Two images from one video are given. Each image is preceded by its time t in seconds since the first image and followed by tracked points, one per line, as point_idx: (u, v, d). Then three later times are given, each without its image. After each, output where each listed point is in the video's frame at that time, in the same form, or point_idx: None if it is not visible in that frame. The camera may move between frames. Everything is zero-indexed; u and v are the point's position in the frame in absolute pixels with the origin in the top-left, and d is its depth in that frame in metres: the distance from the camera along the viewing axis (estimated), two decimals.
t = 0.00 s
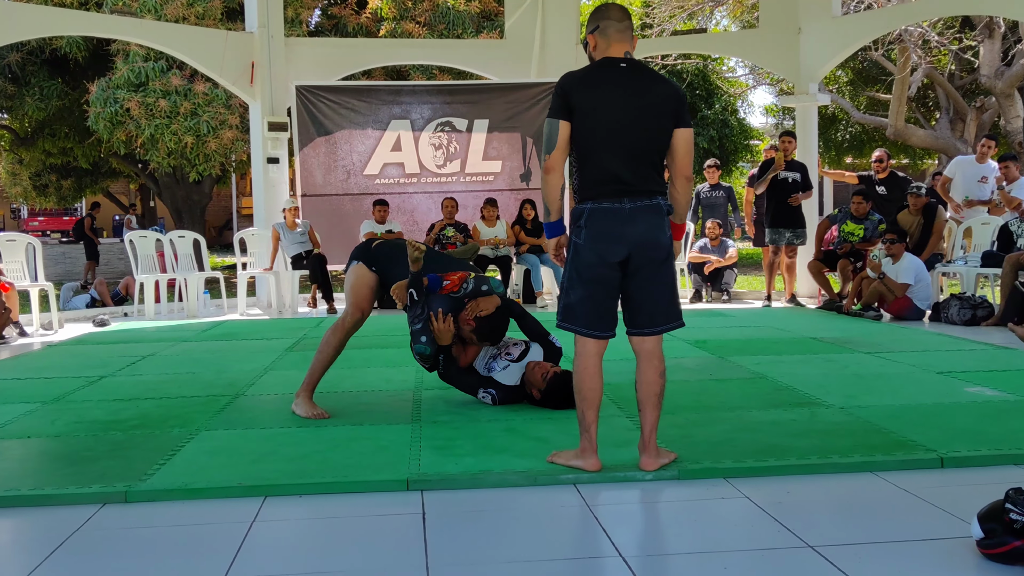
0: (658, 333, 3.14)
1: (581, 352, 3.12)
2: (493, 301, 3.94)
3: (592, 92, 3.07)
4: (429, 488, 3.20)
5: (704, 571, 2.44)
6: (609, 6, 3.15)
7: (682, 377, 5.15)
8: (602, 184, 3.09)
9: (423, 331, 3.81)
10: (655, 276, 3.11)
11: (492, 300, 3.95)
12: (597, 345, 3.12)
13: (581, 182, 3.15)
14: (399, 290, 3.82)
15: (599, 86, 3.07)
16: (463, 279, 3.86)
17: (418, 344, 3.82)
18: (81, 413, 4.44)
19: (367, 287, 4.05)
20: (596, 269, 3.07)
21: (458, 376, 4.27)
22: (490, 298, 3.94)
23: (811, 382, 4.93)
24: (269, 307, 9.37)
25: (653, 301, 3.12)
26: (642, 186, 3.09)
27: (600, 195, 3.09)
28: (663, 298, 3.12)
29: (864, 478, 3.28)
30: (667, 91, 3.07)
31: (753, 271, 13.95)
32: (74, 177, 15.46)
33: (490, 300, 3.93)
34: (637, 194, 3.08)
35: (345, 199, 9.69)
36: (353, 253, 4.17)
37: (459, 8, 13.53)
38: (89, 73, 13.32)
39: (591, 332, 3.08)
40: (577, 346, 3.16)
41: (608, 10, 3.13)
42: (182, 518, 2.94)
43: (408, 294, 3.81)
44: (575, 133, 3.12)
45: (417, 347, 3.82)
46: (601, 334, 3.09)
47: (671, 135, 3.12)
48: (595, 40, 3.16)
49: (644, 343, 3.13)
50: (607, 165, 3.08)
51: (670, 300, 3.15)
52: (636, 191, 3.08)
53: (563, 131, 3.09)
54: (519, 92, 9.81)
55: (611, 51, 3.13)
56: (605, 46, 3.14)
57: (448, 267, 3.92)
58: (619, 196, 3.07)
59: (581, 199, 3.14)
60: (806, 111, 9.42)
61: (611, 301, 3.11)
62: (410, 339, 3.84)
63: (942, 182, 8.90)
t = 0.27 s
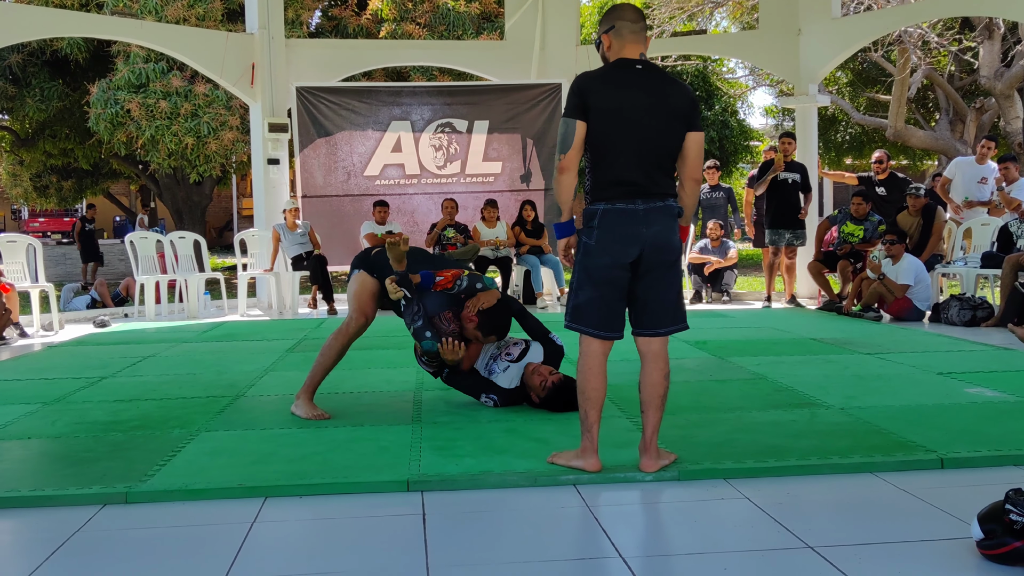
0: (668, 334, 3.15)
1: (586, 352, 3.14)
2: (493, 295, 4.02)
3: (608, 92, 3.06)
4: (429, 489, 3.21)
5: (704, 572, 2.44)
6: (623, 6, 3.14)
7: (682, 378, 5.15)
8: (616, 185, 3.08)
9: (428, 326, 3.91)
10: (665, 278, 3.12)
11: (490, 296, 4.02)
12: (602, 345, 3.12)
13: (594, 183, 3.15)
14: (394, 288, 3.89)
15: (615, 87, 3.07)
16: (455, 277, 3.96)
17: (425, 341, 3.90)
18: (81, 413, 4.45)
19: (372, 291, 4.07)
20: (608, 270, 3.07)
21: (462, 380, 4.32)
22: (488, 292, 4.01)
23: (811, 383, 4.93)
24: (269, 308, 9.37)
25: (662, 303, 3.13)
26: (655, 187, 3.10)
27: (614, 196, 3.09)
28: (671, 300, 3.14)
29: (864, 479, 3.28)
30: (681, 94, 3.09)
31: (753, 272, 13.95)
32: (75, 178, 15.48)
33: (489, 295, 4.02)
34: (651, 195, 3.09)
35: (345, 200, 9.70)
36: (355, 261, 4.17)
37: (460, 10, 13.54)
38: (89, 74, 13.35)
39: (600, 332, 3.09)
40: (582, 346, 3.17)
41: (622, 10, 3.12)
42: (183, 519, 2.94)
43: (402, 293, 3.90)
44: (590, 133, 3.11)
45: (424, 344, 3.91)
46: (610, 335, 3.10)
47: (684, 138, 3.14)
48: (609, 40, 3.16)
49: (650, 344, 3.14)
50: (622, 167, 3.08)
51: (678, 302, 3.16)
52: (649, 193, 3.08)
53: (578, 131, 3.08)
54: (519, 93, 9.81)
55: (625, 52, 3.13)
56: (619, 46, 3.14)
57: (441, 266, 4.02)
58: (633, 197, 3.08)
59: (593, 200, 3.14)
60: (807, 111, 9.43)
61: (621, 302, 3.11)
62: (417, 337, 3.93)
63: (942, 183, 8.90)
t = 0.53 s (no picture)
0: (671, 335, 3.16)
1: (590, 352, 3.14)
2: (520, 307, 4.04)
3: (615, 93, 3.06)
4: (429, 489, 3.20)
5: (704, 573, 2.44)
6: (630, 7, 3.15)
7: (682, 379, 5.15)
8: (622, 185, 3.08)
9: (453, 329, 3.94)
10: (669, 279, 3.13)
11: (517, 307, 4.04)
12: (606, 345, 3.12)
13: (599, 182, 3.15)
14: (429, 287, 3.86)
15: (621, 87, 3.07)
16: (485, 283, 3.97)
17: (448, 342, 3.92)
18: (81, 414, 4.45)
19: (388, 302, 4.10)
20: (615, 271, 3.07)
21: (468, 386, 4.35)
22: (515, 303, 4.03)
23: (811, 384, 4.93)
24: (269, 309, 9.37)
25: (666, 304, 3.13)
26: (661, 188, 3.10)
27: (619, 196, 3.09)
28: (675, 302, 3.14)
29: (865, 480, 3.28)
30: (689, 96, 3.10)
31: (753, 273, 13.94)
32: (75, 178, 15.47)
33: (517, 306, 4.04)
34: (657, 196, 3.09)
35: (345, 201, 9.70)
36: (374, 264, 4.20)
37: (460, 10, 13.54)
38: (89, 74, 13.36)
39: (605, 333, 3.09)
40: (586, 346, 3.16)
41: (630, 11, 3.12)
42: (183, 519, 2.94)
43: (434, 292, 3.89)
44: (596, 132, 3.11)
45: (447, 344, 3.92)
46: (614, 336, 3.10)
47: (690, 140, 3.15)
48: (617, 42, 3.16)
49: (654, 345, 3.13)
50: (629, 167, 3.08)
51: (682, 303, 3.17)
52: (655, 193, 3.08)
53: (585, 130, 3.08)
54: (519, 94, 9.81)
55: (633, 53, 3.14)
56: (626, 47, 3.14)
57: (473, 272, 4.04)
58: (639, 198, 3.07)
59: (599, 200, 3.14)
60: (807, 112, 9.43)
61: (626, 303, 3.11)
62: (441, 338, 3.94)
63: (942, 184, 8.90)
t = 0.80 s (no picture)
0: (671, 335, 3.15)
1: (590, 352, 3.14)
2: (550, 312, 4.10)
3: (617, 92, 3.06)
4: (430, 489, 3.21)
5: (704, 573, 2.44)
6: (634, 8, 3.15)
7: (682, 379, 5.15)
8: (622, 185, 3.08)
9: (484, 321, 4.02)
10: (670, 279, 3.12)
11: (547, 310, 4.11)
12: (608, 346, 3.12)
13: (599, 182, 3.15)
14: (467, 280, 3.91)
15: (622, 87, 3.07)
16: (517, 283, 4.04)
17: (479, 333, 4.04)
18: (81, 414, 4.45)
19: (404, 315, 4.07)
20: (616, 271, 3.07)
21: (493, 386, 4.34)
22: (544, 308, 4.09)
23: (812, 384, 4.93)
24: (269, 309, 9.37)
25: (666, 304, 3.12)
26: (662, 188, 3.09)
27: (619, 196, 3.09)
28: (676, 302, 3.14)
29: (865, 480, 3.28)
30: (690, 96, 3.09)
31: (754, 273, 13.95)
32: (75, 179, 15.48)
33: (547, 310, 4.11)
34: (658, 196, 3.09)
35: (345, 202, 9.70)
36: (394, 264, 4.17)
37: (460, 11, 13.55)
38: (90, 75, 13.37)
39: (606, 334, 3.09)
40: (587, 346, 3.17)
41: (633, 12, 3.13)
42: (183, 520, 2.94)
43: (471, 283, 3.96)
44: (596, 132, 3.11)
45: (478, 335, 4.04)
46: (614, 336, 3.10)
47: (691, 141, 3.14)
48: (619, 41, 3.17)
49: (653, 345, 3.13)
50: (630, 167, 3.08)
51: (683, 304, 3.16)
52: (655, 193, 3.08)
53: (585, 129, 3.09)
54: (519, 94, 9.81)
55: (635, 53, 3.14)
56: (629, 47, 3.14)
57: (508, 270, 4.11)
58: (639, 198, 3.08)
59: (599, 199, 3.14)
60: (806, 112, 9.44)
61: (626, 303, 3.11)
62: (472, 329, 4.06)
63: (942, 184, 8.89)
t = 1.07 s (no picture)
0: (671, 335, 3.15)
1: (590, 352, 3.14)
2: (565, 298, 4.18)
3: (616, 92, 3.07)
4: (430, 490, 3.21)
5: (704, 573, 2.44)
6: (634, 8, 3.16)
7: (684, 379, 5.15)
8: (621, 185, 3.09)
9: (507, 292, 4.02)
10: (669, 279, 3.12)
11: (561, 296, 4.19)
12: (607, 344, 3.12)
13: (598, 182, 3.15)
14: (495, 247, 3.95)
15: (621, 87, 3.07)
16: (535, 266, 4.11)
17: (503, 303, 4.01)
18: (82, 414, 4.45)
19: (408, 318, 4.06)
20: (615, 271, 3.07)
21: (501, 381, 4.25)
22: (558, 292, 4.16)
23: (812, 385, 4.93)
24: (270, 309, 9.38)
25: (666, 304, 3.12)
26: (661, 188, 3.09)
27: (618, 196, 3.09)
28: (675, 302, 3.14)
29: (865, 481, 3.28)
30: (690, 95, 3.09)
31: (754, 274, 13.96)
32: (76, 179, 15.49)
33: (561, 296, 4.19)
34: (657, 196, 3.09)
35: (346, 202, 9.71)
36: (403, 257, 4.17)
37: (461, 11, 13.56)
38: (91, 75, 13.37)
39: (605, 334, 3.09)
40: (587, 346, 3.17)
41: (633, 12, 3.14)
42: (184, 520, 2.95)
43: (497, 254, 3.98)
44: (596, 132, 3.12)
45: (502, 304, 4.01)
46: (613, 336, 3.10)
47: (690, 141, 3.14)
48: (617, 42, 3.19)
49: (653, 345, 3.14)
50: (630, 166, 3.07)
51: (683, 303, 3.16)
52: (655, 193, 3.08)
53: (583, 129, 3.10)
54: (520, 94, 9.81)
55: (635, 53, 3.14)
56: (629, 47, 3.15)
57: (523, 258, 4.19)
58: (638, 198, 3.08)
59: (598, 199, 3.15)
60: (807, 112, 9.44)
61: (625, 303, 3.11)
62: (496, 300, 4.02)
63: (943, 184, 8.89)
